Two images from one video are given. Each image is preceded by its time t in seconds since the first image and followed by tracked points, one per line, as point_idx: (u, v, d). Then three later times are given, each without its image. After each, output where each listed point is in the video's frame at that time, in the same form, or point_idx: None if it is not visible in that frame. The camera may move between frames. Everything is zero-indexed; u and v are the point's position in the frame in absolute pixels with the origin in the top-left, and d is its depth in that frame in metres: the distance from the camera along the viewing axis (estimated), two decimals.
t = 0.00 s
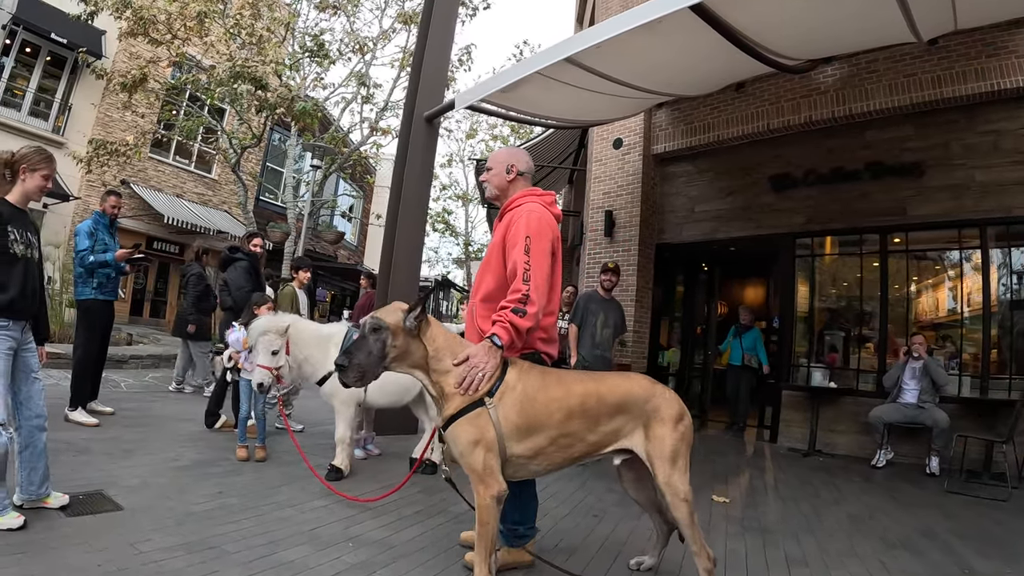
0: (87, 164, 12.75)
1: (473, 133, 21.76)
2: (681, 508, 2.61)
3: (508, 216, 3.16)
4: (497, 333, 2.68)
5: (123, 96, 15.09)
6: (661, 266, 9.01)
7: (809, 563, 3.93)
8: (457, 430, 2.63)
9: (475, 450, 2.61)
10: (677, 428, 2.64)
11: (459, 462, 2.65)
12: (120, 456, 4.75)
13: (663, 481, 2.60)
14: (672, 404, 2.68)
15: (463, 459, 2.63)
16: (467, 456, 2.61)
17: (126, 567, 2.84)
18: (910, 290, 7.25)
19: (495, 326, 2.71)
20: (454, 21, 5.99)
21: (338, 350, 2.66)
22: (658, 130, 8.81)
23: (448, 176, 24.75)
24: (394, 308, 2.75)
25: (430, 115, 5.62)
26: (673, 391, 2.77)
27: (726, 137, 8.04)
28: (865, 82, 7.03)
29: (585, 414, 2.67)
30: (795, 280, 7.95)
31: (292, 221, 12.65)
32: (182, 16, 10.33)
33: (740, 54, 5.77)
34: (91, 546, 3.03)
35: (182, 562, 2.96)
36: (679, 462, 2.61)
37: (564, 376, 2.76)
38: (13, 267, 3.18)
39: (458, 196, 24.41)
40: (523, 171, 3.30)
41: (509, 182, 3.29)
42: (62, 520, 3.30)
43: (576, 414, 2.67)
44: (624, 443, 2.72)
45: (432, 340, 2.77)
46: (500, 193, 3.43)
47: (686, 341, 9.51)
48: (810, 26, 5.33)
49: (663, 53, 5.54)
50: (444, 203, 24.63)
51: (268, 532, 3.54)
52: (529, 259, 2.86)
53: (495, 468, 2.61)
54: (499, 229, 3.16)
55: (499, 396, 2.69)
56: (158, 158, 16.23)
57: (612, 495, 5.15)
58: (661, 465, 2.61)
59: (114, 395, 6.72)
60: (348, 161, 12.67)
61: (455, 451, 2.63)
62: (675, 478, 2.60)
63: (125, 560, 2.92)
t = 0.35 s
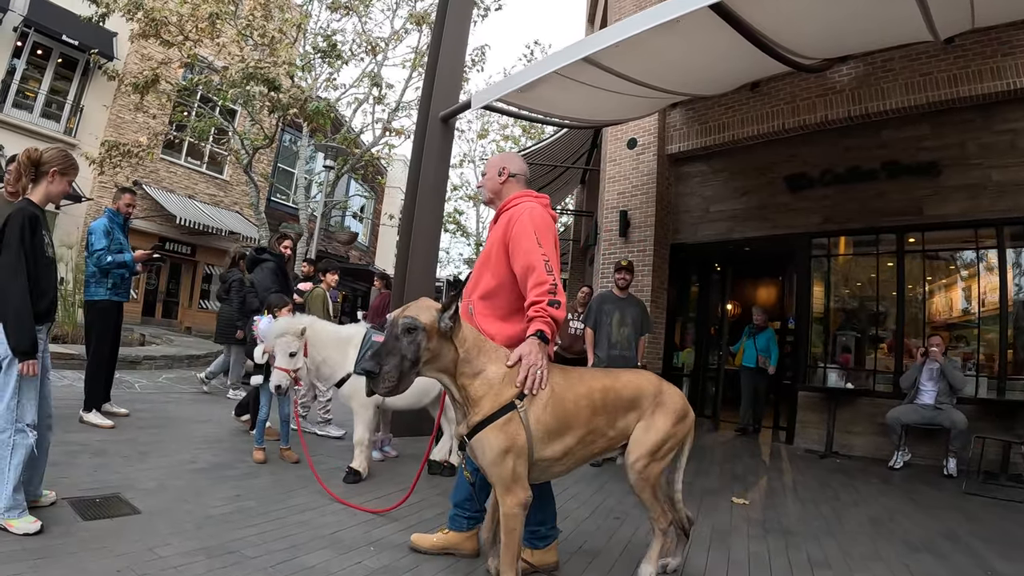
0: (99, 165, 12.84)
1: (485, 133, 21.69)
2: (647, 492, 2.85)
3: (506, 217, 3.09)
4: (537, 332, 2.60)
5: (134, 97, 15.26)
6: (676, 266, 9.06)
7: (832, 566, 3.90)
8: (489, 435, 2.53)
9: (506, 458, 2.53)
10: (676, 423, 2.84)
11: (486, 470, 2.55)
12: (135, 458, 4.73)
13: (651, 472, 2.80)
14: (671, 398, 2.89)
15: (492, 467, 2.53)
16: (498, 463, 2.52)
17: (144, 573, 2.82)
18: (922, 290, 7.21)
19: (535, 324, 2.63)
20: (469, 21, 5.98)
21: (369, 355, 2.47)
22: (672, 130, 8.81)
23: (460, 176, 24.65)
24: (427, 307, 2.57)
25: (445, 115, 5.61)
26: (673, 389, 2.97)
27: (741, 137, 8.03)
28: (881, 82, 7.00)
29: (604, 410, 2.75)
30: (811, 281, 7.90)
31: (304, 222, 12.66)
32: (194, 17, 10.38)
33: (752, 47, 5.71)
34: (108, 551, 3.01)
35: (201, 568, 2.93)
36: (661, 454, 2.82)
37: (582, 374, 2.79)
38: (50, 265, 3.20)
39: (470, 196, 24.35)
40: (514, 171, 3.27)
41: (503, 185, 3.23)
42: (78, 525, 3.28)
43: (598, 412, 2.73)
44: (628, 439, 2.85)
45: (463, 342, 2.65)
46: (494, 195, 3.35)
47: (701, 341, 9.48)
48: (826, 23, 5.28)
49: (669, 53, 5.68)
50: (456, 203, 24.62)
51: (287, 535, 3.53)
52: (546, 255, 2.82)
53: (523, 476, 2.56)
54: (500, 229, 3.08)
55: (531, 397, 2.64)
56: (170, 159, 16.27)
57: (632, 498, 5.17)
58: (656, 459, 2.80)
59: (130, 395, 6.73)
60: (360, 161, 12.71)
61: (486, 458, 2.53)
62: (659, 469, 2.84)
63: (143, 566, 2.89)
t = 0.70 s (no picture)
0: (112, 167, 12.94)
1: (495, 134, 21.67)
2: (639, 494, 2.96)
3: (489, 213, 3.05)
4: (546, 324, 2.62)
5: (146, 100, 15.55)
6: (689, 267, 9.13)
7: (849, 567, 3.88)
8: (500, 438, 2.42)
9: (518, 459, 2.43)
10: (673, 422, 2.97)
11: (499, 474, 2.43)
12: (149, 460, 4.74)
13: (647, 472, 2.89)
14: (668, 397, 2.99)
15: (505, 470, 2.42)
16: (512, 466, 2.41)
17: None
18: (935, 290, 7.16)
19: (541, 317, 2.63)
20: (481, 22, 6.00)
21: (381, 375, 2.18)
22: (685, 130, 8.85)
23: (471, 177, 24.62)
24: (431, 313, 2.35)
25: (458, 116, 5.62)
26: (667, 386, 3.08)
27: (754, 137, 8.02)
28: (894, 80, 6.95)
29: (607, 408, 2.76)
30: (824, 282, 7.85)
31: (316, 223, 12.70)
32: (205, 20, 10.45)
33: (766, 45, 5.67)
34: (124, 553, 3.01)
35: (217, 571, 2.93)
36: (663, 456, 2.91)
37: (583, 371, 2.78)
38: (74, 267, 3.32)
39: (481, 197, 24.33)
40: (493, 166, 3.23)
41: (484, 184, 3.19)
42: (92, 527, 3.28)
43: (601, 410, 2.74)
44: (626, 437, 2.90)
45: (466, 345, 2.47)
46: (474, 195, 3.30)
47: (714, 342, 9.50)
48: (838, 21, 5.24)
49: (685, 53, 5.68)
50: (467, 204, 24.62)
51: (303, 537, 3.54)
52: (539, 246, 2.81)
53: (537, 473, 2.48)
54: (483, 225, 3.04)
55: (533, 394, 2.56)
56: (182, 161, 16.37)
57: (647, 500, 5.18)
58: (654, 458, 2.88)
59: (145, 396, 6.78)
60: (371, 163, 12.81)
61: (496, 463, 2.41)
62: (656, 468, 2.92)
63: (158, 567, 2.90)
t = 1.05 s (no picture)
0: (127, 170, 13.09)
1: (508, 136, 21.66)
2: (641, 492, 3.06)
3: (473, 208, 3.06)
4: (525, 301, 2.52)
5: (160, 104, 15.76)
6: (704, 268, 9.14)
7: (866, 571, 3.84)
8: (482, 442, 2.41)
9: (498, 461, 2.43)
10: (663, 419, 3.03)
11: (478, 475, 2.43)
12: (165, 461, 4.78)
13: (638, 468, 2.96)
14: (657, 395, 3.04)
15: (486, 472, 2.43)
16: (493, 468, 2.42)
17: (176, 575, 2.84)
18: (951, 291, 7.09)
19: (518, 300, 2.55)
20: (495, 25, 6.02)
21: (384, 408, 2.18)
22: (698, 132, 8.90)
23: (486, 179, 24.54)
24: (423, 330, 2.30)
25: (472, 118, 5.63)
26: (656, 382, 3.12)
27: (768, 137, 8.00)
28: (909, 79, 6.88)
29: (595, 409, 2.78)
30: (839, 283, 7.77)
31: (330, 225, 12.77)
32: (218, 24, 10.55)
33: (778, 45, 5.64)
34: (140, 553, 3.03)
35: (233, 571, 2.95)
36: (655, 452, 3.00)
37: (571, 373, 2.77)
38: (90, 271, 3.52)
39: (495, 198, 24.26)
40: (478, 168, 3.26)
41: (469, 182, 3.22)
42: (108, 527, 3.31)
43: (589, 411, 2.75)
44: (614, 432, 2.95)
45: (457, 351, 2.45)
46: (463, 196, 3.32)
47: (728, 342, 9.52)
48: (848, 20, 5.21)
49: (698, 53, 5.68)
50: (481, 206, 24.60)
51: (318, 538, 3.54)
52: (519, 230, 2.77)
53: (521, 473, 2.47)
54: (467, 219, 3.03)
55: (513, 396, 2.54)
56: (196, 164, 16.52)
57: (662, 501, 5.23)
58: (642, 455, 2.96)
59: (163, 397, 6.84)
60: (385, 165, 12.94)
61: (474, 467, 2.42)
62: (647, 465, 3.00)
63: (175, 567, 2.92)
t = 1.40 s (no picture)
0: (148, 174, 13.28)
1: (526, 139, 21.65)
2: (648, 496, 3.06)
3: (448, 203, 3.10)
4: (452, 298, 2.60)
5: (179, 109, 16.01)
6: (723, 269, 9.13)
7: None
8: (485, 451, 2.40)
9: (496, 470, 2.43)
10: (662, 422, 3.07)
11: (475, 485, 2.42)
12: (187, 462, 4.84)
13: (640, 471, 3.00)
14: (657, 400, 3.09)
15: (484, 481, 2.41)
16: (493, 477, 2.42)
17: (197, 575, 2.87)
18: (972, 291, 7.01)
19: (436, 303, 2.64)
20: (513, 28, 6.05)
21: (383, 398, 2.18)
22: (717, 133, 8.89)
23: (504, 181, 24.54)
24: (434, 328, 2.32)
25: (491, 120, 5.65)
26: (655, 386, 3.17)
27: (787, 137, 7.97)
28: (927, 77, 6.82)
29: (596, 415, 2.82)
30: (860, 284, 7.70)
31: (349, 229, 12.86)
32: (236, 29, 10.69)
33: (794, 44, 5.60)
34: (160, 553, 3.07)
35: (254, 571, 2.97)
36: (656, 456, 3.04)
37: (575, 379, 2.83)
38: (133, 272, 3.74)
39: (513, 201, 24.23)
40: (459, 157, 3.28)
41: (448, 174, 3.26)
42: (129, 528, 3.35)
43: (592, 416, 2.80)
44: (615, 436, 2.99)
45: (467, 355, 2.46)
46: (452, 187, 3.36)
47: (749, 344, 9.48)
48: (863, 19, 5.18)
49: (715, 54, 5.65)
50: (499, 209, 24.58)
51: (337, 540, 3.56)
52: (474, 225, 2.78)
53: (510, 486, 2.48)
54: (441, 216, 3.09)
55: (518, 403, 2.56)
56: (216, 169, 16.73)
57: (681, 504, 5.22)
58: (643, 460, 2.99)
59: (185, 399, 6.94)
60: (403, 168, 13.04)
61: (473, 476, 2.40)
62: (649, 469, 3.03)
63: (197, 567, 2.96)
